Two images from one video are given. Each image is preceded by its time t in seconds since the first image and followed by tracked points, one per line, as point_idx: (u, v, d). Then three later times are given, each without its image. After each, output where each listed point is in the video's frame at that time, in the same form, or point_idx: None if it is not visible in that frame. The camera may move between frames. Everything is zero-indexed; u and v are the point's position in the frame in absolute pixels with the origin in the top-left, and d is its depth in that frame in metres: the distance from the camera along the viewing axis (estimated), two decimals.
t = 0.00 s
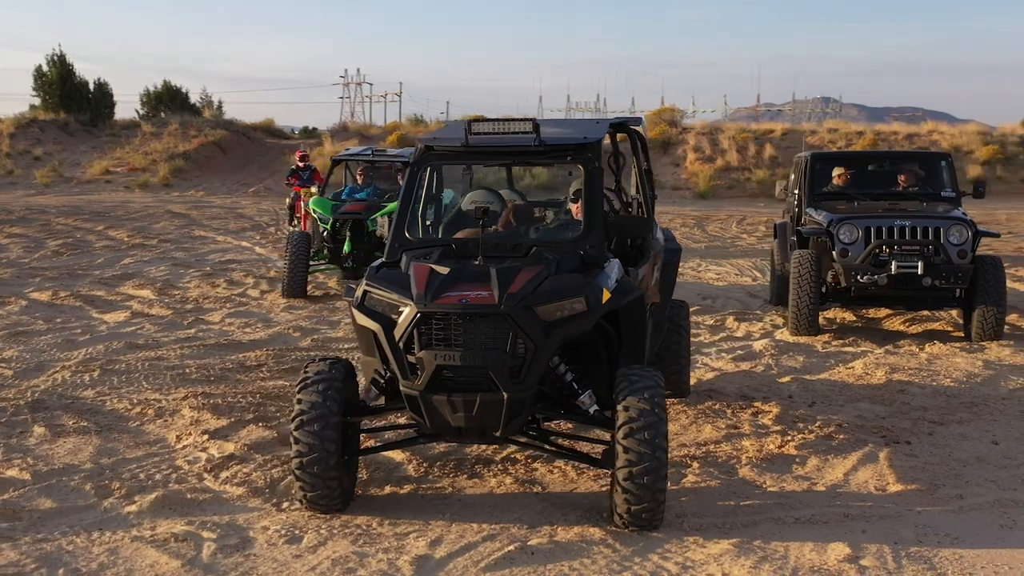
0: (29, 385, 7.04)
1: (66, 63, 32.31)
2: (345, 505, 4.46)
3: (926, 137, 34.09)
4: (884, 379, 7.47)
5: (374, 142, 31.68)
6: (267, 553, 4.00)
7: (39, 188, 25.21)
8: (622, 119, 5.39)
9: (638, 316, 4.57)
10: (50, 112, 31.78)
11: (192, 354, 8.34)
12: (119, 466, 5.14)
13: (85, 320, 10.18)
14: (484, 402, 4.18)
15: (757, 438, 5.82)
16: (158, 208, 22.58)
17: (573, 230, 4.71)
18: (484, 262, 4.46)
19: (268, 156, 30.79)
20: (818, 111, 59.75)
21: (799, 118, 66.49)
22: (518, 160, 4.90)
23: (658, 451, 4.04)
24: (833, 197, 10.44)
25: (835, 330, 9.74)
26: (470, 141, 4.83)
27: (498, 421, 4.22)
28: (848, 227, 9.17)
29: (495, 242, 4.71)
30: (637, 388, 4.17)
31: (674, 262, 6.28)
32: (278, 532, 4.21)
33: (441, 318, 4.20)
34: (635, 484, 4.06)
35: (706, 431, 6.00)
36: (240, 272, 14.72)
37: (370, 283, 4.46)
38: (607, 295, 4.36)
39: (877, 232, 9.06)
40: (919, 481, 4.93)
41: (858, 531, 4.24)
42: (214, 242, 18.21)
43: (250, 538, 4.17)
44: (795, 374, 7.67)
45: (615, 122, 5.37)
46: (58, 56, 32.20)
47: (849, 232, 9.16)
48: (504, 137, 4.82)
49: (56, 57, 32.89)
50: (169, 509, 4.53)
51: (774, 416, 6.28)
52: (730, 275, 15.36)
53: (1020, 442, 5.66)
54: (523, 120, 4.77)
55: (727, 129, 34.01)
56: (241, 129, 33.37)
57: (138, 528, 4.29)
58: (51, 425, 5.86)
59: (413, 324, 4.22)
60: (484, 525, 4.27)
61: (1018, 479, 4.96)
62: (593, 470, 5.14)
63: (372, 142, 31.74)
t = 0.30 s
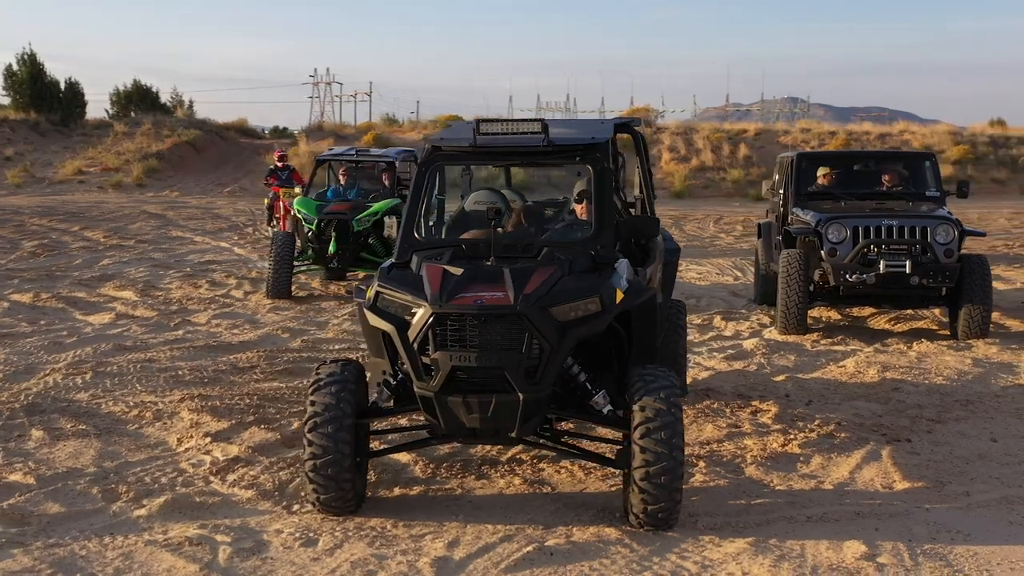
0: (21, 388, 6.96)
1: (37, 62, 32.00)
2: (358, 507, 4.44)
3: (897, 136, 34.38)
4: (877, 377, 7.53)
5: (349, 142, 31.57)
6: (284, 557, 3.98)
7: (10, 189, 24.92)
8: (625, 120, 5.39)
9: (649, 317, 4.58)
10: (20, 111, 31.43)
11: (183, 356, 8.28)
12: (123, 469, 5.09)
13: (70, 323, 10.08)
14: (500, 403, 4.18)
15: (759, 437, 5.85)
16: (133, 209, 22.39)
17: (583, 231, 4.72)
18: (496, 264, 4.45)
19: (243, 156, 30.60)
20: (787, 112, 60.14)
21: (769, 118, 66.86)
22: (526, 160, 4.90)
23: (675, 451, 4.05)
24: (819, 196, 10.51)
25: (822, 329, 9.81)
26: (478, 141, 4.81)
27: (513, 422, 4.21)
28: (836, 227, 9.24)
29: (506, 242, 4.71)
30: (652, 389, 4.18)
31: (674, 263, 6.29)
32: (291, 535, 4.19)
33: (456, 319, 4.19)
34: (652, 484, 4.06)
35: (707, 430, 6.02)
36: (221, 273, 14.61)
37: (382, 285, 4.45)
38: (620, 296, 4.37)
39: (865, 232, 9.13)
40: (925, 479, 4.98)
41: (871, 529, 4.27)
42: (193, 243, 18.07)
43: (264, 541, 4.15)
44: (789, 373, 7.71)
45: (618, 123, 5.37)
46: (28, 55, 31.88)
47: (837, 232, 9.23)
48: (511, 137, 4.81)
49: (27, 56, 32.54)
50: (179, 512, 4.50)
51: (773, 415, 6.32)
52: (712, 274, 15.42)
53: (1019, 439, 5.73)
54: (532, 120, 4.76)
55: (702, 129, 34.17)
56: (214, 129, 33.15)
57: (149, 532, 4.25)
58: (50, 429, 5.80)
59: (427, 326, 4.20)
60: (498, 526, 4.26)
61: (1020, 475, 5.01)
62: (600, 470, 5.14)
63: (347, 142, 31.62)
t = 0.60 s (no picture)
0: (16, 390, 6.89)
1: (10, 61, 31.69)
2: (372, 509, 4.42)
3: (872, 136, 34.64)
4: (872, 375, 7.58)
5: (326, 142, 31.45)
6: (303, 558, 3.96)
7: None
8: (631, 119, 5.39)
9: (662, 317, 4.59)
10: None
11: (176, 357, 8.23)
12: (130, 472, 5.05)
13: (56, 324, 9.99)
14: (517, 403, 4.17)
15: (762, 435, 5.87)
16: (111, 209, 22.21)
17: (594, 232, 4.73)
18: (510, 265, 4.45)
19: (219, 156, 30.41)
20: (760, 112, 60.45)
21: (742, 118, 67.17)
22: (536, 161, 4.92)
23: (692, 450, 4.06)
24: (808, 196, 10.57)
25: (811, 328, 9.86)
26: (488, 141, 4.80)
27: (530, 422, 4.21)
28: (827, 227, 9.31)
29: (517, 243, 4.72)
30: (669, 388, 4.19)
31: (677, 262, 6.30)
32: (308, 537, 4.17)
33: (473, 320, 4.18)
34: (670, 483, 4.07)
35: (710, 429, 6.04)
36: (204, 274, 14.52)
37: (396, 285, 4.43)
38: (635, 296, 4.38)
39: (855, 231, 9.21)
40: (932, 476, 5.02)
41: (884, 526, 4.30)
42: (173, 243, 17.94)
43: (281, 543, 4.13)
44: (784, 371, 7.76)
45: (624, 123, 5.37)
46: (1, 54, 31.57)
47: (828, 231, 9.29)
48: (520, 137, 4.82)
49: None
50: (192, 515, 4.47)
51: (774, 414, 6.35)
52: (696, 273, 15.47)
53: (1018, 436, 5.79)
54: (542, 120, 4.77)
55: (678, 129, 34.29)
56: (190, 128, 32.94)
57: (164, 535, 4.22)
58: (50, 432, 5.75)
59: (444, 326, 4.19)
60: (514, 527, 4.26)
61: None
62: (609, 470, 5.15)
63: (324, 142, 31.50)
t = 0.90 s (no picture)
0: (11, 393, 6.81)
1: None
2: (389, 510, 4.40)
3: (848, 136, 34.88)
4: (868, 373, 7.63)
5: (304, 142, 31.32)
6: (326, 560, 3.94)
7: None
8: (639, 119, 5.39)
9: (677, 316, 4.60)
10: None
11: (170, 358, 8.16)
12: (139, 474, 5.01)
13: (44, 326, 9.89)
14: (537, 403, 4.17)
15: (768, 433, 5.90)
16: (89, 210, 22.02)
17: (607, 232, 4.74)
18: (526, 265, 4.45)
19: (196, 156, 30.22)
20: (734, 112, 60.73)
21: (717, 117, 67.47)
22: (549, 160, 4.93)
23: (713, 448, 4.07)
24: (796, 195, 10.62)
25: (802, 326, 9.91)
26: (500, 140, 4.79)
27: (549, 422, 4.20)
28: (820, 226, 9.35)
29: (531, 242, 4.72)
30: (688, 387, 4.21)
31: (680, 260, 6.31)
32: (327, 539, 4.15)
33: (492, 320, 4.17)
34: (691, 482, 4.08)
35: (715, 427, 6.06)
36: (188, 274, 14.43)
37: (413, 286, 4.41)
38: (651, 296, 4.39)
39: (847, 230, 9.26)
40: (941, 473, 5.06)
41: (901, 523, 4.33)
42: (154, 244, 17.81)
43: (301, 545, 4.10)
44: (780, 370, 7.79)
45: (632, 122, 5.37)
46: None
47: (820, 231, 9.34)
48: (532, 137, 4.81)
49: None
50: (207, 518, 4.43)
51: (776, 412, 6.37)
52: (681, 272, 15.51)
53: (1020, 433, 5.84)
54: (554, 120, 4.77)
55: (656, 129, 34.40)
56: (166, 128, 32.71)
57: (181, 538, 4.19)
58: (53, 434, 5.69)
59: (462, 326, 4.18)
60: (534, 526, 4.26)
61: None
62: (620, 468, 5.15)
63: (302, 142, 31.37)
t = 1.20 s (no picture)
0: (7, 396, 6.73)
1: None
2: (406, 511, 4.38)
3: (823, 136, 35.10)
4: (864, 371, 7.68)
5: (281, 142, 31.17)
6: (348, 562, 3.92)
7: None
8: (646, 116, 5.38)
9: (691, 317, 4.62)
10: None
11: (164, 360, 8.10)
12: (148, 477, 4.97)
13: (32, 327, 9.79)
14: (557, 403, 4.16)
15: (773, 431, 5.93)
16: (65, 211, 21.82)
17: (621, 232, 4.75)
18: (542, 266, 4.44)
19: (172, 156, 30.01)
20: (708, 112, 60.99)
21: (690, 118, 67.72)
22: (562, 160, 4.93)
23: (733, 447, 4.09)
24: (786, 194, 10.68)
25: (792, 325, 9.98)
26: (513, 140, 4.79)
27: (568, 421, 4.20)
28: (811, 225, 9.38)
29: (545, 242, 4.71)
30: (706, 387, 4.22)
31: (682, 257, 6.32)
32: (347, 541, 4.13)
33: (511, 319, 4.16)
34: (711, 481, 4.09)
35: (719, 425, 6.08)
36: (172, 275, 14.33)
37: (430, 286, 4.40)
38: (668, 296, 4.40)
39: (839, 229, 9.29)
40: (949, 471, 5.10)
41: (916, 520, 4.37)
42: (135, 245, 17.67)
43: (322, 547, 4.09)
44: (777, 368, 7.83)
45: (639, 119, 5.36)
46: None
47: (811, 230, 9.37)
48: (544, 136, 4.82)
49: None
50: (223, 520, 4.40)
51: (778, 410, 6.40)
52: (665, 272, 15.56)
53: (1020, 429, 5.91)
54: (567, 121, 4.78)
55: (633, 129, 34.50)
56: (141, 128, 32.47)
57: (199, 541, 4.16)
58: (56, 438, 5.63)
59: (482, 327, 4.17)
60: (553, 526, 4.26)
61: None
62: (631, 468, 5.16)
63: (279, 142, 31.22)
